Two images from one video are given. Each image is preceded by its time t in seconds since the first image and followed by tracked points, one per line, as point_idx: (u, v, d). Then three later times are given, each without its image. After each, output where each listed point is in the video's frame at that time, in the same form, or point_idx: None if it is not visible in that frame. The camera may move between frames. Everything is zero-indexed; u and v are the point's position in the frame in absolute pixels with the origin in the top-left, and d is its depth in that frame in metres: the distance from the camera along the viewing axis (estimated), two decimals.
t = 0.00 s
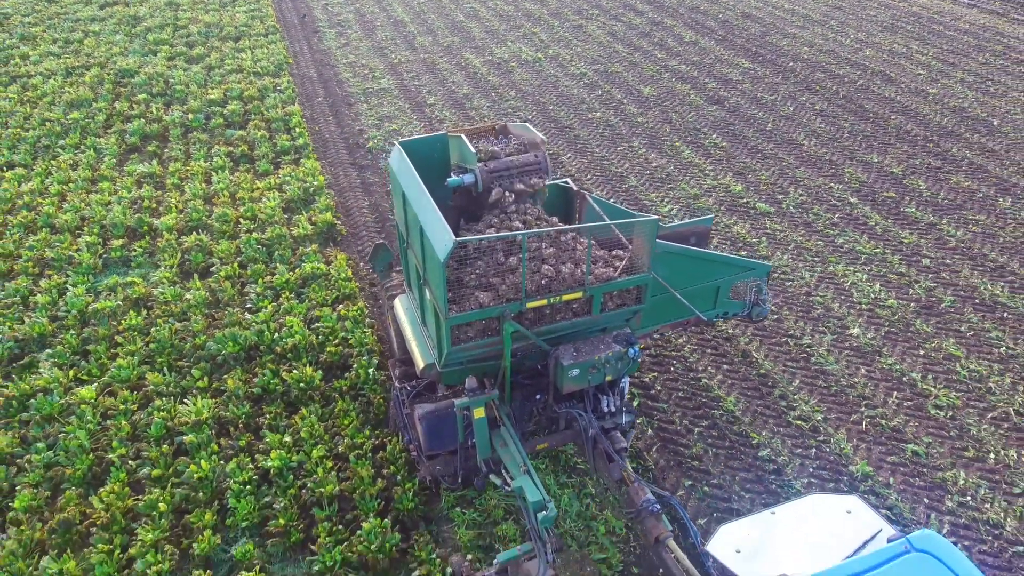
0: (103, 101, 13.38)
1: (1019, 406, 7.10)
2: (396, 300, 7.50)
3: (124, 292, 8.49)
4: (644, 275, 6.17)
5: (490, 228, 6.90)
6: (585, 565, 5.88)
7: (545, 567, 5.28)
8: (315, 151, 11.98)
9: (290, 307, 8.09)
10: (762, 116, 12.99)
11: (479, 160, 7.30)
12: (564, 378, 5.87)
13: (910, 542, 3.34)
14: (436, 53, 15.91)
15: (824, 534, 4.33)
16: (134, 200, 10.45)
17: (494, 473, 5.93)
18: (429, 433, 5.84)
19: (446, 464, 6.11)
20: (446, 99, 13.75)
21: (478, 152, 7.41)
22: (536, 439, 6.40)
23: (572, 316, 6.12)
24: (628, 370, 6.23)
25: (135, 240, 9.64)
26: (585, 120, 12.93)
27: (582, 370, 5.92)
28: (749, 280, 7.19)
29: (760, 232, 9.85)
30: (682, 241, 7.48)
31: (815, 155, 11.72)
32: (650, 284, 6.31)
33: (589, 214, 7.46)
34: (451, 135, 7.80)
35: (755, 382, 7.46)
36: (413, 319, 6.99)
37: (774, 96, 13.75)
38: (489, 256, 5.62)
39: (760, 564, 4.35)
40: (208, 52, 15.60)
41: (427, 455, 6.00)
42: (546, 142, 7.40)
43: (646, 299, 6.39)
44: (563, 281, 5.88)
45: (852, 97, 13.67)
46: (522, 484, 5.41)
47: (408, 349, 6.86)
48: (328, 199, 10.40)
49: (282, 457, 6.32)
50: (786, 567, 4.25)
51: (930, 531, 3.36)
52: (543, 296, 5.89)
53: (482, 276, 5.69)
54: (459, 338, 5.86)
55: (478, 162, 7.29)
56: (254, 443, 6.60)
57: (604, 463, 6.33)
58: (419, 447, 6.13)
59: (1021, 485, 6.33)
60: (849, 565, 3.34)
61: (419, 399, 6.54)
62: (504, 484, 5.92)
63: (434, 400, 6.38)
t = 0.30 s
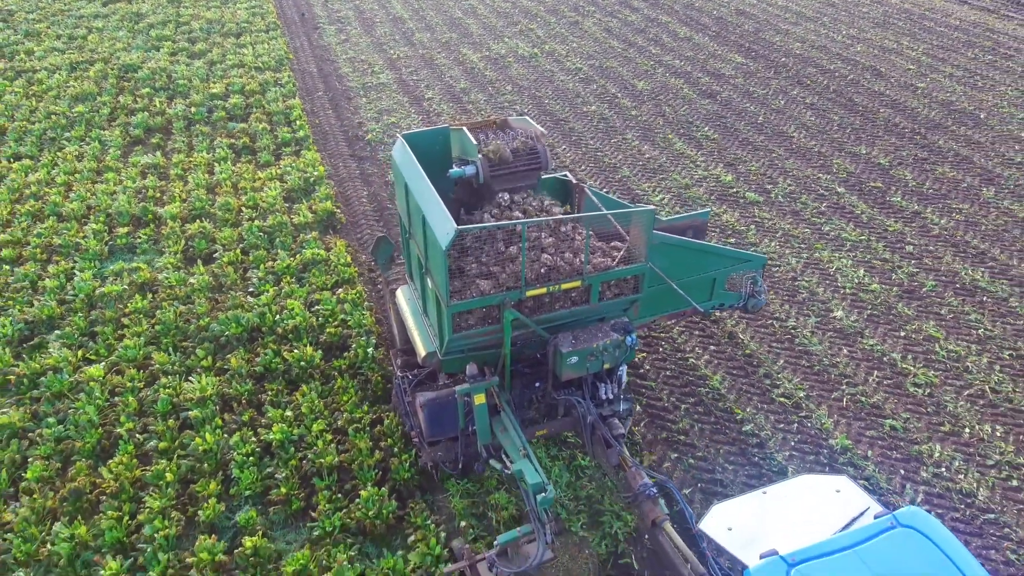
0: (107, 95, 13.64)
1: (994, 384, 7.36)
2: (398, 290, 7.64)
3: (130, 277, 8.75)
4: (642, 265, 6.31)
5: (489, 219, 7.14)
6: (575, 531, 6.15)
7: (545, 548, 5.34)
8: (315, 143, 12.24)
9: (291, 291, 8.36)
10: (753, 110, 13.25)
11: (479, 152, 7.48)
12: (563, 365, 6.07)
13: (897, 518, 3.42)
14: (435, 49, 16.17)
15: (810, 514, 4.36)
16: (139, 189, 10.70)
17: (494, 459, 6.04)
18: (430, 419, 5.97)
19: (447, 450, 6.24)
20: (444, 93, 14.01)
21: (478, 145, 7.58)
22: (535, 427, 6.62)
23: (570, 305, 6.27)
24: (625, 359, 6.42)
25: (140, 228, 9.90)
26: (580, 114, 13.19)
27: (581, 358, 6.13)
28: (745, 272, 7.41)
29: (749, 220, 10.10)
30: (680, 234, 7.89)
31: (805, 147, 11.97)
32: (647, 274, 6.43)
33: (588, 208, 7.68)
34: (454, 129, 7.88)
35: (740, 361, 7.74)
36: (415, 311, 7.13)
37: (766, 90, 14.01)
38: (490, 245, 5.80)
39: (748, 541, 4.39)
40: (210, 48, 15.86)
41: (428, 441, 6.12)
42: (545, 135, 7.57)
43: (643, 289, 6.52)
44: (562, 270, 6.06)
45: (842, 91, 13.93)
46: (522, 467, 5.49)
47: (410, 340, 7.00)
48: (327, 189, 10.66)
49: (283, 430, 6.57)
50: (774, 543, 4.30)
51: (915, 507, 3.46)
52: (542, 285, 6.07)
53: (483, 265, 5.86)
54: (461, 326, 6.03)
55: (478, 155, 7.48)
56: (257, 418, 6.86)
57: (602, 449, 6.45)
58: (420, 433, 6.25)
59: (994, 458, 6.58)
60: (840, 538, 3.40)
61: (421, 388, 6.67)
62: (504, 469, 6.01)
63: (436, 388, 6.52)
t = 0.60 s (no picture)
0: (112, 89, 13.94)
1: (969, 360, 7.67)
2: (399, 280, 7.84)
3: (136, 260, 9.03)
4: (640, 254, 6.42)
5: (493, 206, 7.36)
6: (564, 496, 6.51)
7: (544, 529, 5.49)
8: (316, 134, 12.54)
9: (292, 274, 8.66)
10: (744, 102, 13.54)
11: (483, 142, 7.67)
12: (563, 352, 6.24)
13: (881, 493, 3.97)
14: (433, 44, 16.46)
15: (805, 490, 4.73)
16: (144, 178, 11.00)
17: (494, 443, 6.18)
18: (433, 406, 6.17)
19: (449, 435, 6.48)
20: (441, 87, 14.30)
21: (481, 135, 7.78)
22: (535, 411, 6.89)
23: (570, 293, 6.40)
24: (623, 347, 6.58)
25: (145, 215, 10.19)
26: (574, 106, 13.48)
27: (580, 345, 6.28)
28: (741, 265, 7.54)
29: (737, 207, 10.39)
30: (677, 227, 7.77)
31: (793, 138, 12.27)
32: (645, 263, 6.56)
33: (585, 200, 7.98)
34: (455, 121, 8.19)
35: (725, 339, 8.04)
36: (416, 298, 7.36)
37: (757, 84, 14.30)
38: (491, 234, 5.92)
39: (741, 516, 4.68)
40: (212, 43, 16.16)
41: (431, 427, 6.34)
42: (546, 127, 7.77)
43: (641, 278, 6.62)
44: (562, 258, 6.16)
45: (832, 85, 14.22)
46: (522, 449, 5.64)
47: (411, 327, 7.20)
48: (327, 178, 10.96)
49: (286, 403, 6.86)
50: (765, 518, 4.61)
51: (897, 484, 4.00)
52: (542, 273, 6.17)
53: (484, 253, 5.96)
54: (462, 312, 6.13)
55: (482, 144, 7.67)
56: (260, 392, 7.16)
57: (601, 433, 6.65)
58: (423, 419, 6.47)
59: (965, 428, 6.89)
60: (830, 511, 3.94)
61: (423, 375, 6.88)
62: (503, 452, 6.16)
63: (438, 376, 6.73)
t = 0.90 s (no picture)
0: (116, 82, 14.20)
1: (948, 339, 7.93)
2: (401, 271, 8.00)
3: (142, 246, 9.29)
4: (637, 243, 6.55)
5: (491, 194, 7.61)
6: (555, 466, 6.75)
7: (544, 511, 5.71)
8: (316, 126, 12.81)
9: (294, 258, 8.93)
10: (736, 96, 13.80)
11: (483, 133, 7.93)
12: (562, 340, 6.34)
13: (870, 467, 3.74)
14: (432, 40, 16.72)
15: (799, 469, 4.64)
16: (149, 168, 11.26)
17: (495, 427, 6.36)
18: (435, 392, 6.36)
19: (451, 422, 6.64)
20: (439, 81, 14.57)
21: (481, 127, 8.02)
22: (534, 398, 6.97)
23: (569, 282, 6.51)
24: (622, 334, 6.71)
25: (151, 203, 10.45)
26: (569, 100, 13.75)
27: (579, 332, 6.39)
28: (736, 255, 7.67)
29: (728, 196, 10.65)
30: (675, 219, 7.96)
31: (784, 130, 12.53)
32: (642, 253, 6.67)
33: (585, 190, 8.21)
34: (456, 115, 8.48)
35: (713, 320, 8.31)
36: (417, 288, 7.53)
37: (750, 78, 14.56)
38: (492, 223, 6.16)
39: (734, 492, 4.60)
40: (215, 39, 16.42)
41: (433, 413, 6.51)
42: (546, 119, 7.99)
43: (639, 267, 6.78)
44: (561, 247, 6.30)
45: (823, 79, 14.48)
46: (522, 432, 5.80)
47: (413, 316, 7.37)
48: (328, 168, 11.23)
49: (287, 377, 7.12)
50: (757, 492, 4.50)
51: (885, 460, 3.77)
52: (542, 261, 6.31)
53: (485, 243, 6.20)
54: (463, 300, 6.30)
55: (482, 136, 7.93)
56: (263, 369, 7.42)
57: (600, 420, 6.76)
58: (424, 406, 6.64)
59: (942, 403, 7.15)
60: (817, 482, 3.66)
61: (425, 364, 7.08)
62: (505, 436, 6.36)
63: (439, 364, 6.92)
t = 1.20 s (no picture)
0: (120, 76, 14.51)
1: (924, 317, 8.23)
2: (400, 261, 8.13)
3: (148, 230, 9.60)
4: (632, 232, 6.73)
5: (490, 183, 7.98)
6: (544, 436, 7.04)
7: (541, 494, 5.70)
8: (316, 118, 13.12)
9: (294, 242, 9.24)
10: (727, 89, 14.10)
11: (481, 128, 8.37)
12: (559, 325, 6.50)
13: (855, 446, 4.09)
14: (430, 35, 17.03)
15: (790, 447, 4.90)
16: (153, 158, 11.57)
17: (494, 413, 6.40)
18: (434, 379, 6.40)
19: (450, 409, 6.69)
20: (437, 74, 14.88)
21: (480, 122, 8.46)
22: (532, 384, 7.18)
23: (566, 270, 6.71)
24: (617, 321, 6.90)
25: (155, 191, 10.76)
26: (564, 92, 14.05)
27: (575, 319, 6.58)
28: (731, 244, 7.81)
29: (716, 184, 10.95)
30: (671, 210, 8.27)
31: (773, 121, 12.83)
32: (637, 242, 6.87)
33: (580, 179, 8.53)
34: (455, 108, 8.79)
35: (699, 300, 8.62)
36: (417, 277, 7.67)
37: (741, 71, 14.86)
38: (490, 213, 6.25)
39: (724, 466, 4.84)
40: (216, 34, 16.74)
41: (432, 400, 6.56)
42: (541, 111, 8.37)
43: (635, 255, 6.96)
44: (557, 236, 6.48)
45: (813, 72, 14.78)
46: (521, 417, 5.84)
47: (413, 304, 7.52)
48: (327, 157, 11.55)
49: (288, 352, 7.43)
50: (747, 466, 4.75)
51: (868, 437, 4.15)
52: (539, 250, 6.49)
53: (483, 232, 6.31)
54: (462, 287, 6.45)
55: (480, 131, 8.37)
56: (265, 345, 7.72)
57: (596, 405, 6.86)
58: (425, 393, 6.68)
59: (916, 375, 7.46)
60: (804, 459, 4.02)
61: (425, 351, 7.13)
62: (503, 421, 6.43)
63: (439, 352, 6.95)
